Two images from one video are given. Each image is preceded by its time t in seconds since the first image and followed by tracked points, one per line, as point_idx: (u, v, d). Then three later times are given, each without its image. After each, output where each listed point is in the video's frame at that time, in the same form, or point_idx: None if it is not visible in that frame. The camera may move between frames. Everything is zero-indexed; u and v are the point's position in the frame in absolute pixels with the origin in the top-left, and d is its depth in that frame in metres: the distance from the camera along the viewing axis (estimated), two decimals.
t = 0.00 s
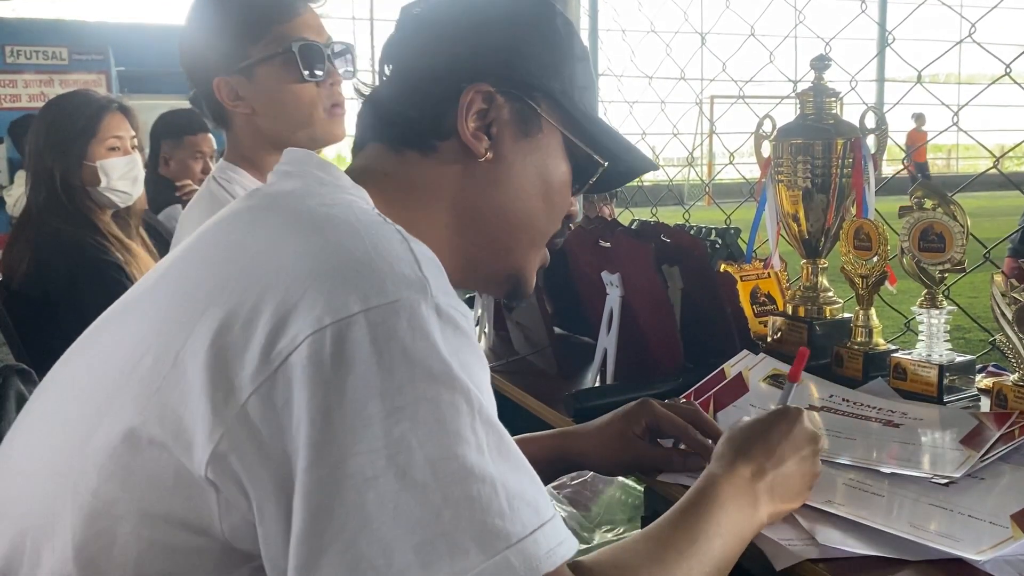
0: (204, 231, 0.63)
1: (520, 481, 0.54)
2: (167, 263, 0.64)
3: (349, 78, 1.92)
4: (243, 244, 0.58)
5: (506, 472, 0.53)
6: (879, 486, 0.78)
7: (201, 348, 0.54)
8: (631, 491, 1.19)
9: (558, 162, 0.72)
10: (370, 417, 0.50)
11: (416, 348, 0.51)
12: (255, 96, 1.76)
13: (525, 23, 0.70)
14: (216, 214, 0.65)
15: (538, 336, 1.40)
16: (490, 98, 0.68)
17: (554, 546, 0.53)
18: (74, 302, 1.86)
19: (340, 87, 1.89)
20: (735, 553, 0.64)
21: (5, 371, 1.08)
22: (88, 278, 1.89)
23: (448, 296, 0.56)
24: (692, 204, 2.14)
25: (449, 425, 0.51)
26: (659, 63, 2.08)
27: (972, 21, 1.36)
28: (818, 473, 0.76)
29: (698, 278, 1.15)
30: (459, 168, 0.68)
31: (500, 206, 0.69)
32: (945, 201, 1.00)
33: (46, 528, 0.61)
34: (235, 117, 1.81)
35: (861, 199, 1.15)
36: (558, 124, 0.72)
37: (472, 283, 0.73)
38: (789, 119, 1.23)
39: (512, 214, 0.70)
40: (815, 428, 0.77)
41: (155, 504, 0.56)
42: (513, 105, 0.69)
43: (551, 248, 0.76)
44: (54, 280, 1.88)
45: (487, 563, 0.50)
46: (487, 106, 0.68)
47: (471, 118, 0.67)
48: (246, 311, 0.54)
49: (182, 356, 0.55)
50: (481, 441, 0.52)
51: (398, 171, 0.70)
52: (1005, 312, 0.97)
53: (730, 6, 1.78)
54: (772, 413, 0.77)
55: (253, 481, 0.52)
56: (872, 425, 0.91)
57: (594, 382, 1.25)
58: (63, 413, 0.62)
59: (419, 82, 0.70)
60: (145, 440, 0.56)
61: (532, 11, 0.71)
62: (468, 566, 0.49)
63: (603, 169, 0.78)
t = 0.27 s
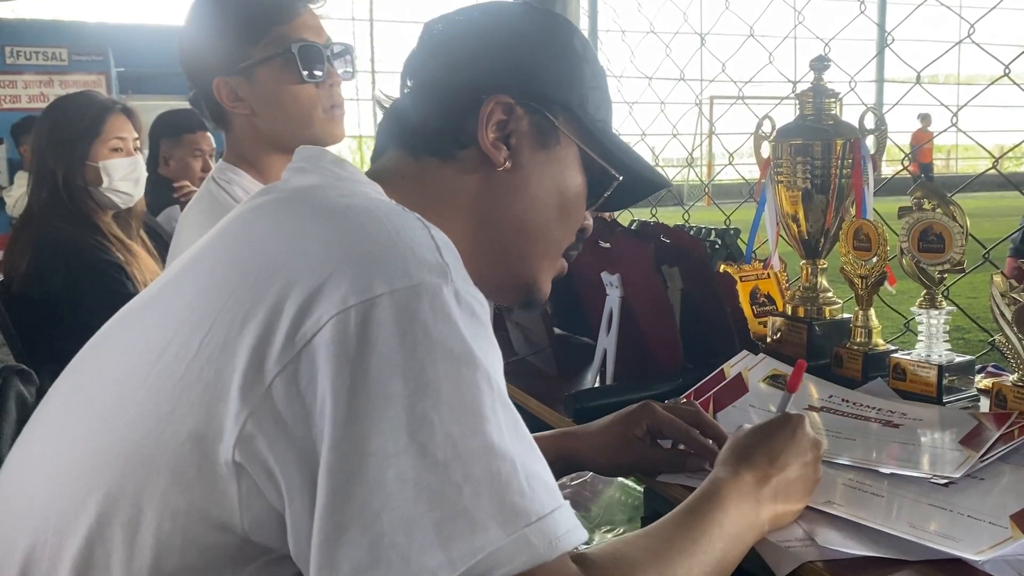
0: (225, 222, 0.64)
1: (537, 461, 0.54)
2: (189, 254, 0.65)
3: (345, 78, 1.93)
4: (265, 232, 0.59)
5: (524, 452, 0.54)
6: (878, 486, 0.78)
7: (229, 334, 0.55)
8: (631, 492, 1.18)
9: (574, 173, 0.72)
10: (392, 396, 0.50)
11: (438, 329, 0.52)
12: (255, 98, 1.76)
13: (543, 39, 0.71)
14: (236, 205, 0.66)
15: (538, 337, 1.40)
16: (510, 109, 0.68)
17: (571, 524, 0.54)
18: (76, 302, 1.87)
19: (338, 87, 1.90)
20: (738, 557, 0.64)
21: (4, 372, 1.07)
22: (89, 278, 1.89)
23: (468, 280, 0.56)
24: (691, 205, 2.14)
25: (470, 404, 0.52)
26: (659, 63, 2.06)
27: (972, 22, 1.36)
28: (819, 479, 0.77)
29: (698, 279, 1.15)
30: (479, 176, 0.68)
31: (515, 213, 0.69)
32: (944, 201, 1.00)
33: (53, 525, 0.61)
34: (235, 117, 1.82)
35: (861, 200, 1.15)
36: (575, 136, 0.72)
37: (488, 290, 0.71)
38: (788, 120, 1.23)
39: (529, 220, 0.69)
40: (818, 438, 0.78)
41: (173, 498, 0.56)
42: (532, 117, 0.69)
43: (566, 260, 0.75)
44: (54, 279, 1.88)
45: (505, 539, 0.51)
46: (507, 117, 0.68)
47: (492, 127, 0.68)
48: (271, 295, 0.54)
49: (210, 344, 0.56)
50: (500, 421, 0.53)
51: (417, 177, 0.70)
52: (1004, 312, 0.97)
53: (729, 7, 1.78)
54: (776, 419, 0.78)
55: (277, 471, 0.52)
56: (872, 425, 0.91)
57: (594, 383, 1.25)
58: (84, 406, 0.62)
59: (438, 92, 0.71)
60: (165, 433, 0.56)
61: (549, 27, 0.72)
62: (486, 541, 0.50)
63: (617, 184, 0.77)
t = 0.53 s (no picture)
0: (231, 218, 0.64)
1: (541, 447, 0.54)
2: (196, 251, 0.65)
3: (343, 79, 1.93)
4: (272, 225, 0.59)
5: (529, 437, 0.54)
6: (877, 487, 0.78)
7: (237, 321, 0.55)
8: (630, 492, 1.18)
9: (580, 180, 0.72)
10: (398, 379, 0.51)
11: (444, 315, 0.52)
12: (251, 99, 1.76)
13: (547, 47, 0.71)
14: (242, 203, 0.66)
15: (538, 338, 1.40)
16: (516, 116, 0.69)
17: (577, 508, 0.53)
18: (75, 301, 1.86)
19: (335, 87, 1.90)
20: (736, 555, 0.64)
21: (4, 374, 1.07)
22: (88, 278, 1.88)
23: (472, 270, 0.56)
24: (690, 206, 2.14)
25: (475, 388, 0.52)
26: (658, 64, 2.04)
27: (971, 23, 1.36)
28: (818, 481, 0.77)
29: (697, 280, 1.15)
30: (485, 181, 0.69)
31: (521, 217, 0.68)
32: (942, 202, 1.00)
33: (60, 522, 0.61)
34: (232, 118, 1.82)
35: (860, 201, 1.15)
36: (580, 143, 0.71)
37: (494, 292, 0.71)
38: (787, 121, 1.24)
39: (535, 223, 0.69)
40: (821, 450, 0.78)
41: (179, 491, 0.56)
42: (538, 124, 0.69)
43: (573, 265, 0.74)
44: (53, 279, 1.88)
45: (511, 521, 0.50)
46: (513, 123, 0.68)
47: (498, 134, 0.68)
48: (280, 284, 0.55)
49: (220, 333, 0.56)
50: (505, 406, 0.53)
51: (424, 181, 0.71)
52: (1003, 313, 0.97)
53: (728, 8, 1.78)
54: (776, 421, 0.78)
55: (285, 462, 0.52)
56: (871, 426, 0.91)
57: (593, 384, 1.25)
58: (94, 399, 0.62)
59: (445, 100, 0.72)
60: (173, 426, 0.56)
61: (553, 36, 0.72)
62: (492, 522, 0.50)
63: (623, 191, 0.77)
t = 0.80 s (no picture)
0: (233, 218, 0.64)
1: (542, 442, 0.54)
2: (199, 251, 0.65)
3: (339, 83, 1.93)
4: (273, 224, 0.59)
5: (530, 432, 0.54)
6: (877, 487, 0.78)
7: (239, 317, 0.55)
8: (629, 493, 1.19)
9: (581, 181, 0.72)
10: (400, 375, 0.51)
11: (445, 312, 0.52)
12: (250, 101, 1.76)
13: (547, 50, 0.71)
14: (242, 203, 0.66)
15: (537, 339, 1.40)
16: (517, 119, 0.69)
17: (578, 504, 0.53)
18: (76, 304, 1.86)
19: (332, 91, 1.89)
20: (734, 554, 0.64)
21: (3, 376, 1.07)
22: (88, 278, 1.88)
23: (472, 268, 0.57)
24: (689, 207, 2.14)
25: (476, 384, 0.52)
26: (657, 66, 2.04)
27: (970, 24, 1.36)
28: (818, 481, 0.77)
29: (697, 281, 1.15)
30: (486, 184, 0.69)
31: (523, 219, 0.69)
32: (941, 203, 1.00)
33: (62, 522, 0.61)
34: (229, 121, 1.82)
35: (859, 201, 1.15)
36: (581, 145, 0.71)
37: (497, 293, 0.71)
38: (786, 122, 1.24)
39: (537, 225, 0.69)
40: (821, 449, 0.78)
41: (181, 488, 0.56)
42: (538, 126, 0.69)
43: (574, 266, 0.74)
44: (53, 280, 1.87)
45: (512, 516, 0.50)
46: (513, 125, 0.69)
47: (498, 137, 0.68)
48: (281, 282, 0.55)
49: (223, 330, 0.56)
50: (506, 402, 0.53)
51: (425, 183, 0.71)
52: (1002, 314, 0.97)
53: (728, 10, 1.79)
54: (775, 421, 0.78)
55: (287, 459, 0.52)
56: (870, 427, 0.91)
57: (593, 385, 1.25)
58: (97, 397, 0.63)
59: (445, 101, 0.72)
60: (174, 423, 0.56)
61: (552, 38, 0.72)
62: (493, 518, 0.50)
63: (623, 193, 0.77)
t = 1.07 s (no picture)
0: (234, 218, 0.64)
1: (539, 444, 0.54)
2: (200, 252, 0.65)
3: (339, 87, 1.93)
4: (273, 226, 0.59)
5: (528, 433, 0.54)
6: (874, 488, 0.78)
7: (237, 314, 0.56)
8: (628, 493, 1.19)
9: (580, 183, 0.72)
10: (399, 377, 0.51)
11: (444, 314, 0.52)
12: (251, 102, 1.76)
13: (547, 53, 0.71)
14: (242, 204, 0.66)
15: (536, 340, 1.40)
16: (517, 121, 0.69)
17: (576, 505, 0.54)
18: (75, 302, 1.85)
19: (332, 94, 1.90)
20: (731, 556, 0.64)
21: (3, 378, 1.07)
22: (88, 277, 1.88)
23: (471, 270, 0.57)
24: (688, 208, 2.14)
25: (475, 386, 0.52)
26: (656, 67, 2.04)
27: (967, 25, 1.36)
28: (817, 482, 0.78)
29: (695, 283, 1.15)
30: (485, 186, 0.69)
31: (522, 220, 0.69)
32: (939, 204, 1.01)
33: (63, 523, 0.62)
34: (229, 123, 1.81)
35: (857, 202, 1.15)
36: (581, 148, 0.72)
37: (496, 294, 0.71)
38: (783, 124, 1.24)
39: (536, 227, 0.69)
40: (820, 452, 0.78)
41: (180, 488, 0.56)
42: (537, 128, 0.69)
43: (574, 267, 0.74)
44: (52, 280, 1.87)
45: (510, 518, 0.51)
46: (513, 128, 0.69)
47: (497, 139, 0.68)
48: (281, 284, 0.55)
49: (223, 331, 0.56)
50: (504, 403, 0.53)
51: (425, 186, 0.71)
52: (999, 314, 0.98)
53: (726, 11, 1.79)
54: (773, 423, 0.78)
55: (286, 460, 0.52)
56: (868, 428, 0.91)
57: (591, 386, 1.25)
58: (97, 397, 0.63)
59: (445, 102, 0.72)
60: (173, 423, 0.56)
61: (551, 40, 0.73)
62: (491, 519, 0.50)
63: (623, 196, 0.77)
